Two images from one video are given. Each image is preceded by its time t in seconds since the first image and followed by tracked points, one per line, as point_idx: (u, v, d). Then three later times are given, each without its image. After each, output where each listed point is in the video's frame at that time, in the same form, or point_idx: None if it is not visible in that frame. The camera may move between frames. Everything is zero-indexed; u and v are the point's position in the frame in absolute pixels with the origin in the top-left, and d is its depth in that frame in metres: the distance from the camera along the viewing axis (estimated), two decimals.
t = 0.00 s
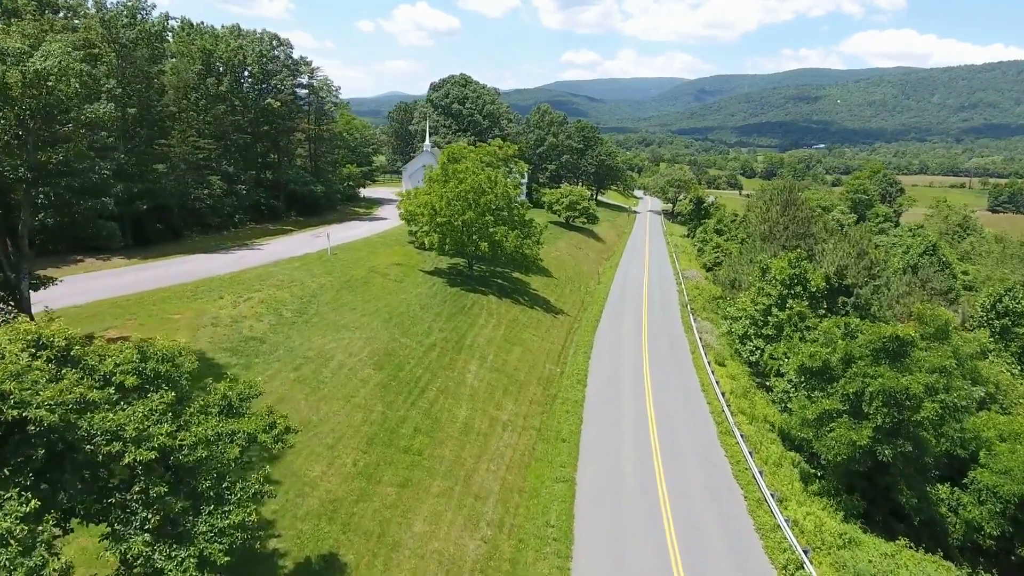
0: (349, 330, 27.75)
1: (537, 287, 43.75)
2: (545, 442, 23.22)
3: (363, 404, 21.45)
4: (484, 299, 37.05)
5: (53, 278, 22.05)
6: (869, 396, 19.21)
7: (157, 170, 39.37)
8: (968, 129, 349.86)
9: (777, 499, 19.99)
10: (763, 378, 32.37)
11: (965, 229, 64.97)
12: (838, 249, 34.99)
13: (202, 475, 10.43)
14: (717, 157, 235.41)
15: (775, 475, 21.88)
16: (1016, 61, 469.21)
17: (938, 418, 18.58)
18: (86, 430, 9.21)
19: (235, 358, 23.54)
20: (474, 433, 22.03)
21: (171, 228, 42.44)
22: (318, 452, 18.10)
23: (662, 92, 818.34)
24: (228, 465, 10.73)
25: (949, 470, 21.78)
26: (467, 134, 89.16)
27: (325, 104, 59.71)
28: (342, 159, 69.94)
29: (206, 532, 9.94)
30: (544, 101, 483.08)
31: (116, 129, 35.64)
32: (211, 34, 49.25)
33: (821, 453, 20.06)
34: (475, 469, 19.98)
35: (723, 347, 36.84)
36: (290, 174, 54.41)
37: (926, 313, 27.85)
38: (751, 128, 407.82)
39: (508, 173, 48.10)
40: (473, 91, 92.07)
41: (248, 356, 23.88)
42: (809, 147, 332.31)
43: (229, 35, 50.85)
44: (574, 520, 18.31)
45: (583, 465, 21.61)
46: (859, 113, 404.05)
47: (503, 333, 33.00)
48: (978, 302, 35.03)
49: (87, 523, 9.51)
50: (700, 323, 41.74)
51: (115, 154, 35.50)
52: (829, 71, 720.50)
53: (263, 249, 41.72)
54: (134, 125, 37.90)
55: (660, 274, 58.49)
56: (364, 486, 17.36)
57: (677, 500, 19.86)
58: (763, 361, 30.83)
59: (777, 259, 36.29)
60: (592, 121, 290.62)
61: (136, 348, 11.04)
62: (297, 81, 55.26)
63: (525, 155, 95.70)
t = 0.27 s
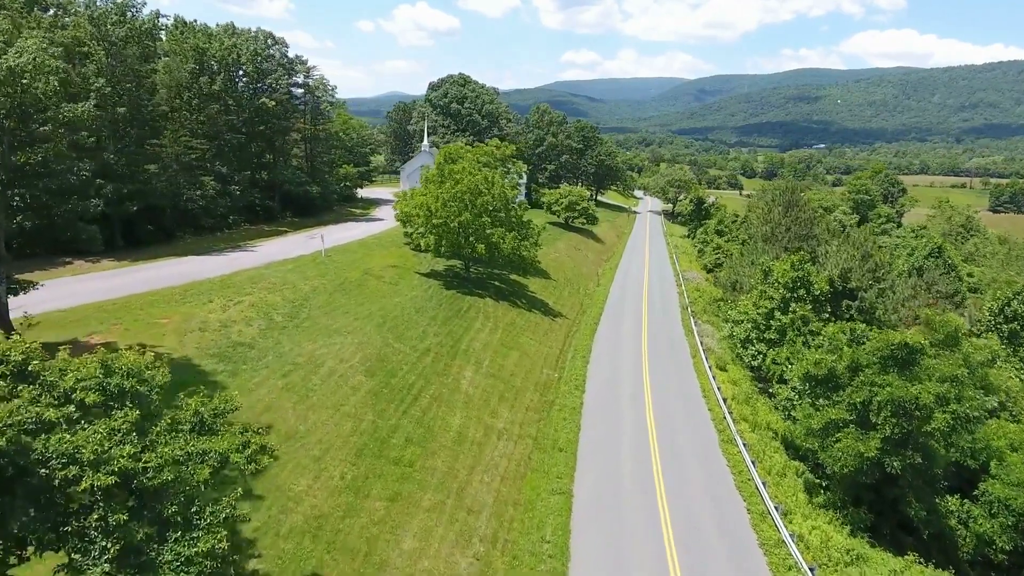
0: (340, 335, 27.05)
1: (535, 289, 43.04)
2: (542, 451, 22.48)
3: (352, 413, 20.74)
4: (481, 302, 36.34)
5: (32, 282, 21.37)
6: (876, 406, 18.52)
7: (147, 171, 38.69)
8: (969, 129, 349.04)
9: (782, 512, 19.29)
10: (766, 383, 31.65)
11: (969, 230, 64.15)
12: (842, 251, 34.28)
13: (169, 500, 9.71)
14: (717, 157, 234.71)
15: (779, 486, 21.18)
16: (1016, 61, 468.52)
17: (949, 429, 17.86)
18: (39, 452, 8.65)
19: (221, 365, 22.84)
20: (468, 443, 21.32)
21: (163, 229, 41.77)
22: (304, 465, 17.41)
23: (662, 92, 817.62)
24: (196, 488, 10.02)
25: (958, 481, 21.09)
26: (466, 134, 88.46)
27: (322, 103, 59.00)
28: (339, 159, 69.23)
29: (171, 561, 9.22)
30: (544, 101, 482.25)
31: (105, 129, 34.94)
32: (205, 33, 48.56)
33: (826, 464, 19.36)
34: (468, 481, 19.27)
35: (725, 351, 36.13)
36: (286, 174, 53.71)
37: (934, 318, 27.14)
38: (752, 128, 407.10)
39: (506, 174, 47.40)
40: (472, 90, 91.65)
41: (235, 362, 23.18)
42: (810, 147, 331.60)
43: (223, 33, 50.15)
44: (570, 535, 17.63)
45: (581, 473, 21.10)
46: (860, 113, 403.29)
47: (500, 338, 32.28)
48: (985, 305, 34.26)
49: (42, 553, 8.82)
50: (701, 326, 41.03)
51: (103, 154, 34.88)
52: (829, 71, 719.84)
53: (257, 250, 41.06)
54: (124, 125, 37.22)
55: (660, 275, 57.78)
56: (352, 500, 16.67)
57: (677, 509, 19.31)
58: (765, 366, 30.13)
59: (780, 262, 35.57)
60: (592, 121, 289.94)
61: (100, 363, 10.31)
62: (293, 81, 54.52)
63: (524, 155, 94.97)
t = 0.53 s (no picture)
0: (332, 340, 26.36)
1: (532, 292, 42.34)
2: (538, 461, 21.76)
3: (341, 423, 20.04)
4: (477, 305, 35.66)
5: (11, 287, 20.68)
6: (885, 417, 17.77)
7: (138, 171, 38.00)
8: (969, 129, 348.29)
9: (786, 526, 18.60)
10: (768, 389, 30.95)
11: (973, 232, 63.43)
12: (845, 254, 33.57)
13: (131, 527, 9.03)
14: (718, 157, 234.11)
15: (783, 498, 20.48)
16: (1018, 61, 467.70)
17: (960, 441, 17.16)
18: None
19: (208, 372, 22.16)
20: (461, 453, 20.62)
21: (154, 230, 41.08)
22: (290, 479, 16.73)
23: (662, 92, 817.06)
24: (160, 516, 9.31)
25: (968, 492, 20.39)
26: (465, 134, 87.79)
27: (318, 103, 58.33)
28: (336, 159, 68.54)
29: None
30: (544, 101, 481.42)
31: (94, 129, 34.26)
32: (198, 31, 47.90)
33: (832, 476, 18.65)
34: (460, 494, 18.58)
35: (726, 355, 35.42)
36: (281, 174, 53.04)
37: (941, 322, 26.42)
38: (752, 128, 406.44)
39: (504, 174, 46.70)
40: (471, 90, 91.11)
41: (222, 369, 22.48)
42: (810, 147, 331.02)
43: (217, 31, 49.48)
44: (567, 551, 16.92)
45: (579, 481, 20.57)
46: (860, 113, 402.71)
47: (496, 342, 31.59)
48: (992, 309, 33.56)
49: None
50: (702, 329, 40.32)
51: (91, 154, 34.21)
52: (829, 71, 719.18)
53: (251, 252, 40.41)
54: (114, 125, 36.54)
55: (660, 276, 57.10)
56: (338, 516, 15.98)
57: (677, 519, 18.75)
58: (768, 371, 29.43)
59: (783, 264, 34.86)
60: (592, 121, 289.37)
61: (59, 381, 9.62)
62: (289, 80, 53.83)
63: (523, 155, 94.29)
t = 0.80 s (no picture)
0: (322, 345, 25.65)
1: (530, 294, 41.64)
2: (534, 472, 21.03)
3: (329, 433, 19.34)
4: (473, 308, 34.96)
5: None
6: (894, 428, 17.05)
7: (128, 172, 37.30)
8: (970, 129, 347.56)
9: (791, 542, 17.90)
10: (770, 394, 30.21)
11: (976, 233, 62.70)
12: (849, 256, 32.85)
13: (86, 558, 8.36)
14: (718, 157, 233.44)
15: (787, 511, 19.77)
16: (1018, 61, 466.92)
17: (974, 454, 16.44)
18: None
19: (192, 379, 21.47)
20: (454, 464, 19.92)
21: (145, 232, 40.40)
22: (273, 493, 16.05)
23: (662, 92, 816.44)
24: (118, 546, 8.59)
25: (978, 505, 19.68)
26: (463, 134, 87.16)
27: (313, 103, 57.66)
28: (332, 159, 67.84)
29: None
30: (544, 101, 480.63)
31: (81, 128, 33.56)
32: (191, 30, 47.27)
33: (839, 490, 17.92)
34: (452, 508, 17.88)
35: (727, 359, 34.71)
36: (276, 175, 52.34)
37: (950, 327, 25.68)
38: (752, 128, 405.75)
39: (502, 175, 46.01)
40: (470, 89, 90.48)
41: (208, 377, 21.79)
42: (811, 147, 330.44)
43: (211, 30, 48.85)
44: (562, 567, 16.24)
45: (575, 489, 20.06)
46: (860, 113, 402.02)
47: (492, 347, 30.88)
48: (1000, 313, 32.83)
49: None
50: (703, 332, 39.60)
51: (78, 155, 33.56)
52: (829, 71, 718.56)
53: (244, 254, 39.75)
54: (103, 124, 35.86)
55: (660, 278, 56.41)
56: (323, 534, 15.29)
57: (676, 530, 18.23)
58: (770, 377, 28.76)
59: (785, 267, 34.13)
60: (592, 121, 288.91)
61: (10, 399, 8.95)
62: (284, 79, 53.16)
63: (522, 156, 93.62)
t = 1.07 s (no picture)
0: (312, 351, 24.92)
1: (528, 297, 40.87)
2: (529, 483, 20.31)
3: (317, 444, 18.62)
4: (469, 311, 34.23)
5: None
6: (905, 441, 16.32)
7: (118, 172, 36.59)
8: (971, 129, 346.75)
9: (797, 559, 17.19)
10: (773, 401, 29.49)
11: (980, 233, 61.94)
12: (854, 259, 32.13)
13: None
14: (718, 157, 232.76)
15: (792, 525, 19.03)
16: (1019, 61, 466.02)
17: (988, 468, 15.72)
18: None
19: (176, 388, 20.73)
20: (446, 476, 19.20)
21: (136, 234, 39.67)
22: (255, 509, 15.34)
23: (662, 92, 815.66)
24: None
25: (989, 518, 18.98)
26: (461, 134, 86.52)
27: (309, 102, 56.93)
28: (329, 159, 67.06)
29: None
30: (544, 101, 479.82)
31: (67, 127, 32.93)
32: (184, 28, 46.54)
33: (846, 504, 17.20)
34: (443, 523, 17.16)
35: (729, 363, 33.98)
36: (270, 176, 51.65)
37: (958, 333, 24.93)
38: (752, 128, 405.00)
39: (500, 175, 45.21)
40: (469, 88, 89.70)
41: (192, 385, 21.07)
42: (811, 147, 329.78)
43: (204, 28, 48.12)
44: None
45: (573, 493, 19.87)
46: (861, 112, 401.34)
47: (488, 352, 30.13)
48: (1008, 317, 32.09)
49: None
50: (704, 336, 38.87)
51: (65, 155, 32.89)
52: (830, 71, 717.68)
53: (237, 255, 39.10)
54: (92, 123, 35.14)
55: (660, 279, 55.71)
56: (306, 553, 14.58)
57: (675, 536, 17.99)
58: (773, 382, 28.09)
59: (789, 269, 33.39)
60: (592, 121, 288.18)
61: None
62: (279, 78, 52.44)
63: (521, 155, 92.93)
